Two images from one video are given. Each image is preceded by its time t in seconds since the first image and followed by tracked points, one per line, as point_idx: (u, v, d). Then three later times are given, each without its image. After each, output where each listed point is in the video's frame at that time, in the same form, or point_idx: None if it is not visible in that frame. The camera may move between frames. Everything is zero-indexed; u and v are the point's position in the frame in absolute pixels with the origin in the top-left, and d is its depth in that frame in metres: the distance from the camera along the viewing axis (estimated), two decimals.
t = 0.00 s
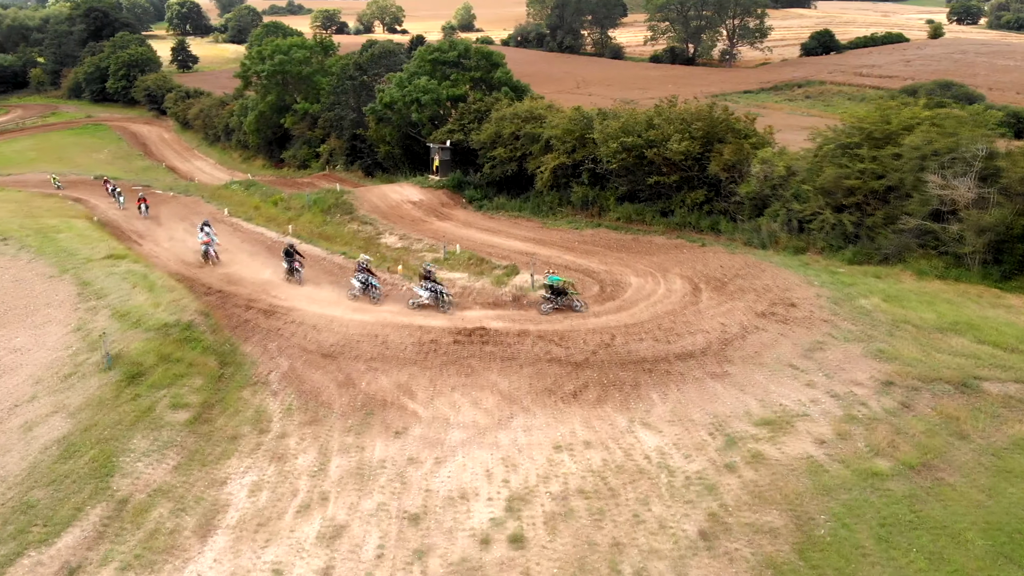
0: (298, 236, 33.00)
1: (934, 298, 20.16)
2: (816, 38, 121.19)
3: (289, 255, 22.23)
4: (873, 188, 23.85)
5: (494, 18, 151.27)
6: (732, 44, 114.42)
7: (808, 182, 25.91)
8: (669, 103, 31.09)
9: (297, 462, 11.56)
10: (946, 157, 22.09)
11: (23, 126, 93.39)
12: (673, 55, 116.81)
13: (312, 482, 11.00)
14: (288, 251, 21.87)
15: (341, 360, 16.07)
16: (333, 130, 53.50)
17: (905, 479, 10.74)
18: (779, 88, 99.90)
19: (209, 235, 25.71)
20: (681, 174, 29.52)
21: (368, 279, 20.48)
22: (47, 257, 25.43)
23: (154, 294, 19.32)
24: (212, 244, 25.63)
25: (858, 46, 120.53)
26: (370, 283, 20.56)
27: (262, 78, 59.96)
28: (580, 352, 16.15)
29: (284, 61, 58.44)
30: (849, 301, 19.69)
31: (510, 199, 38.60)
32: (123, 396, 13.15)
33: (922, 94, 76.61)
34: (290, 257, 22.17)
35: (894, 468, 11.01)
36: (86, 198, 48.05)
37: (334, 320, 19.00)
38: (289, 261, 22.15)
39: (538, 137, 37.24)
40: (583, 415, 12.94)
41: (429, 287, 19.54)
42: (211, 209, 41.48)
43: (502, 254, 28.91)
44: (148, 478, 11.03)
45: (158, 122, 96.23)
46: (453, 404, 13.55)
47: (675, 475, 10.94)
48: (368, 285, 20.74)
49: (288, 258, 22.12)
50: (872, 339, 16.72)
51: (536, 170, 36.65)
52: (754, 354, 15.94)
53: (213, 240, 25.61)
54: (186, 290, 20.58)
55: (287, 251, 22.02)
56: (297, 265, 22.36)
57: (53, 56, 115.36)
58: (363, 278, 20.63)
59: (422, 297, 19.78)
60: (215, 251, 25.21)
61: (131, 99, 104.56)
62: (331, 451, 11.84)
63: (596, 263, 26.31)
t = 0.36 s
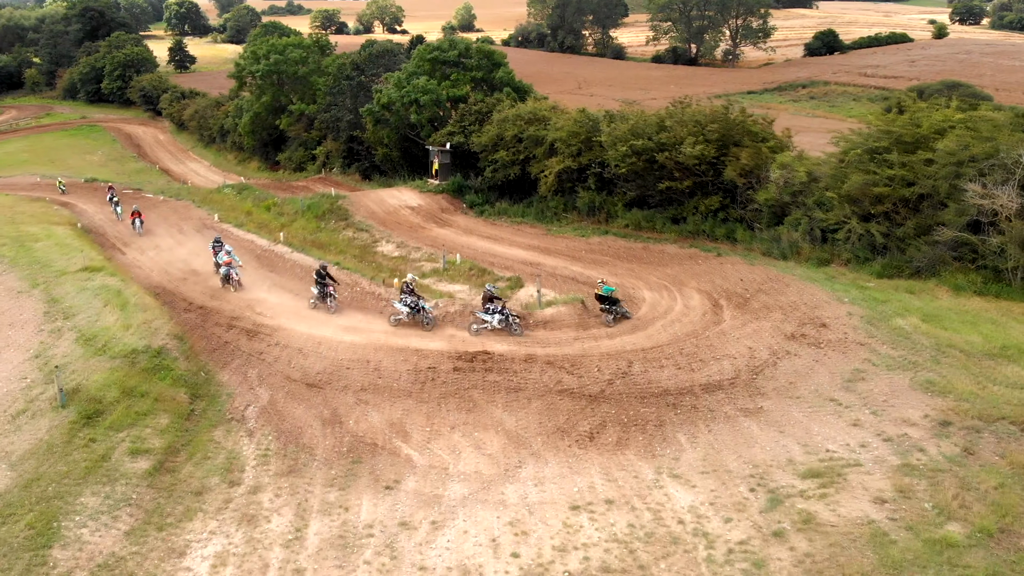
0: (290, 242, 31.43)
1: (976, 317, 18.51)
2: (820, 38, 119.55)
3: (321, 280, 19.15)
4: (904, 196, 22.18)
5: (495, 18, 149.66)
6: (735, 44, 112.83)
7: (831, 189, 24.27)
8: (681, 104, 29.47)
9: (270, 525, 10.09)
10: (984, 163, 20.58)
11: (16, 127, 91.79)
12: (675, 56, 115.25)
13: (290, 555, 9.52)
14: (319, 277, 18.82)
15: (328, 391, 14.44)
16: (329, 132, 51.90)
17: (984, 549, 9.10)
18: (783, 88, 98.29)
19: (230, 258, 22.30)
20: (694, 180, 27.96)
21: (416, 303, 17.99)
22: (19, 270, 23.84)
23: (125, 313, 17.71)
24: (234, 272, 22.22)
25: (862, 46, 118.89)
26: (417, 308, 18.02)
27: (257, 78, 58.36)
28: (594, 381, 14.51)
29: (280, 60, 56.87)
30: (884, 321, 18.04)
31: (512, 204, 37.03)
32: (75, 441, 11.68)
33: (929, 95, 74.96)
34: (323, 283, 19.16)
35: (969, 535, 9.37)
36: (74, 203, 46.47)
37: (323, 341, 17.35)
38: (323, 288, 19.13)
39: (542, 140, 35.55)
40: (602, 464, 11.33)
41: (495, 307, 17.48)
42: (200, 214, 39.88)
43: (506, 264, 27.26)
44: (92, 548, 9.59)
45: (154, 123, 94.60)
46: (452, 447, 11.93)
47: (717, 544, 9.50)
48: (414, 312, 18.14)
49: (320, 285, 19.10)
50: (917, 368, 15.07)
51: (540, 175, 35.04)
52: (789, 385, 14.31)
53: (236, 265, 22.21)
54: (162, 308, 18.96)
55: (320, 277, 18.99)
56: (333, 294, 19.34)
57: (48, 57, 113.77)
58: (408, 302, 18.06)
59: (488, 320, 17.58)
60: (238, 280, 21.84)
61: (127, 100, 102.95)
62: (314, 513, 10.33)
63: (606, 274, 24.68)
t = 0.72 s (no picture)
0: (281, 253, 29.92)
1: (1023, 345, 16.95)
2: (825, 38, 117.98)
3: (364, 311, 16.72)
4: (937, 211, 20.66)
5: (495, 18, 148.09)
6: (739, 44, 111.29)
7: (858, 202, 22.74)
8: (695, 110, 27.87)
9: None
10: None
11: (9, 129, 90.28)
12: (678, 56, 113.76)
13: None
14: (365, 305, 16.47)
15: (313, 436, 12.87)
16: (326, 136, 50.36)
17: None
18: (788, 89, 96.78)
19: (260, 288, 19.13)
20: (709, 190, 26.38)
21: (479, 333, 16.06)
22: None
23: (93, 343, 16.21)
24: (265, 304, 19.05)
25: (866, 46, 117.28)
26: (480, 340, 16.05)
27: (252, 80, 56.83)
28: (612, 424, 12.93)
29: (276, 62, 55.32)
30: (924, 351, 16.49)
31: (514, 213, 35.50)
32: (16, 514, 10.31)
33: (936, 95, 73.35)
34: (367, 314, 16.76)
35: None
36: (61, 210, 44.98)
37: (310, 373, 15.78)
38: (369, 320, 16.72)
39: (546, 146, 33.93)
40: (627, 541, 9.85)
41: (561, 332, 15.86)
42: (190, 223, 38.36)
43: (509, 279, 25.72)
44: None
45: (149, 125, 93.06)
46: (454, 515, 10.44)
47: None
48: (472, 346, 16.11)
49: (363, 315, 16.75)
50: (971, 411, 13.50)
51: (544, 182, 33.47)
52: (830, 433, 12.80)
53: (269, 296, 19.07)
54: (135, 336, 17.43)
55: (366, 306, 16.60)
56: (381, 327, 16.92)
57: (44, 57, 112.32)
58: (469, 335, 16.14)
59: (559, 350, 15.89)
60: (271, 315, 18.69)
61: (122, 101, 101.42)
62: None
63: (618, 292, 23.16)
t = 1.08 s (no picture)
0: (271, 266, 28.49)
1: None
2: (829, 38, 116.41)
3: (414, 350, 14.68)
4: (973, 228, 19.14)
5: (495, 18, 146.59)
6: (742, 44, 109.74)
7: (886, 217, 21.26)
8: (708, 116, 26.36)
9: None
10: None
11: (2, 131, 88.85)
12: (680, 57, 112.31)
13: None
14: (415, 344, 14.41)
15: (296, 493, 11.48)
16: (322, 139, 48.90)
17: None
18: (792, 89, 95.25)
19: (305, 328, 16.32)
20: (724, 202, 24.90)
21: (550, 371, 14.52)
22: None
23: (56, 381, 14.85)
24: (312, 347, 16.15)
25: (870, 46, 115.74)
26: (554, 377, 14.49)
27: (247, 82, 55.34)
28: (632, 480, 11.53)
29: (271, 63, 53.80)
30: (970, 387, 15.00)
31: (517, 222, 34.03)
32: None
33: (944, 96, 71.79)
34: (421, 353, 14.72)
35: None
36: (49, 217, 43.57)
37: (296, 412, 14.33)
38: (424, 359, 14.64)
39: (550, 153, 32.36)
40: None
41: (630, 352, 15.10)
42: (179, 232, 36.95)
43: (510, 295, 24.23)
44: None
45: (145, 127, 91.59)
46: None
47: None
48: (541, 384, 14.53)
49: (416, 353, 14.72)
50: None
51: (548, 190, 31.98)
52: (879, 493, 11.42)
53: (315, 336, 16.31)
54: (105, 369, 16.03)
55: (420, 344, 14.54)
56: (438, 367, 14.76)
57: (40, 57, 110.91)
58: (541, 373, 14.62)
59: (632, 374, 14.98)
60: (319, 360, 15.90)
61: (118, 102, 99.97)
62: None
63: (625, 312, 21.66)
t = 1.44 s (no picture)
0: (261, 280, 27.03)
1: None
2: (832, 38, 114.88)
3: (483, 397, 12.99)
4: (1013, 248, 17.70)
5: (495, 18, 145.11)
6: (745, 44, 108.22)
7: (917, 234, 19.83)
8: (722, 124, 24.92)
9: None
10: None
11: None
12: (683, 57, 110.77)
13: None
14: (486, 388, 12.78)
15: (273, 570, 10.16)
16: (317, 144, 47.43)
17: None
18: (796, 90, 93.77)
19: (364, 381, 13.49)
20: (739, 214, 23.46)
21: (631, 401, 13.57)
22: None
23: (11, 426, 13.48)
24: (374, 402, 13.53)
25: (874, 46, 114.23)
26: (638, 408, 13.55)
27: (240, 84, 53.84)
28: (655, 553, 10.19)
29: (266, 65, 52.30)
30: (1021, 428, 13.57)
31: (519, 232, 32.56)
32: None
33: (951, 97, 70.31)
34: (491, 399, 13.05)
35: None
36: (34, 225, 42.11)
37: (278, 459, 12.95)
38: (498, 403, 12.99)
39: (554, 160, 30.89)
40: None
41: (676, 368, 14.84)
42: (167, 242, 35.52)
43: (512, 313, 22.79)
44: None
45: (139, 129, 90.11)
46: None
47: None
48: (631, 419, 13.49)
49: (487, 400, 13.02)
50: None
51: (552, 199, 30.51)
52: (936, 564, 10.03)
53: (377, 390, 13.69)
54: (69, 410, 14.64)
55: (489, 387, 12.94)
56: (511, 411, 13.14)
57: (35, 58, 109.45)
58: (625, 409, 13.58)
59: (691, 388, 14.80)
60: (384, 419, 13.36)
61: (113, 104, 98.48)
62: None
63: (636, 334, 20.21)
